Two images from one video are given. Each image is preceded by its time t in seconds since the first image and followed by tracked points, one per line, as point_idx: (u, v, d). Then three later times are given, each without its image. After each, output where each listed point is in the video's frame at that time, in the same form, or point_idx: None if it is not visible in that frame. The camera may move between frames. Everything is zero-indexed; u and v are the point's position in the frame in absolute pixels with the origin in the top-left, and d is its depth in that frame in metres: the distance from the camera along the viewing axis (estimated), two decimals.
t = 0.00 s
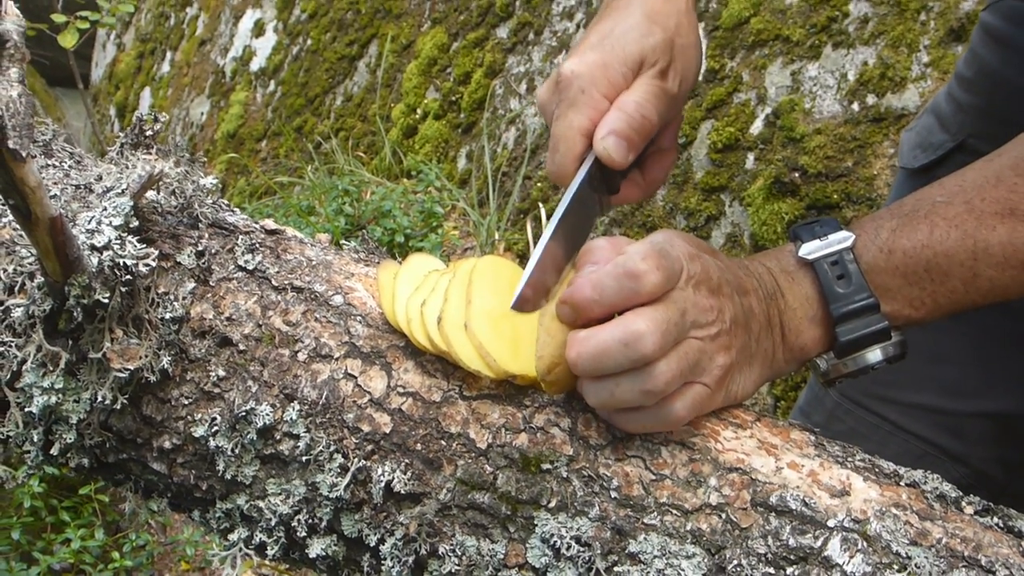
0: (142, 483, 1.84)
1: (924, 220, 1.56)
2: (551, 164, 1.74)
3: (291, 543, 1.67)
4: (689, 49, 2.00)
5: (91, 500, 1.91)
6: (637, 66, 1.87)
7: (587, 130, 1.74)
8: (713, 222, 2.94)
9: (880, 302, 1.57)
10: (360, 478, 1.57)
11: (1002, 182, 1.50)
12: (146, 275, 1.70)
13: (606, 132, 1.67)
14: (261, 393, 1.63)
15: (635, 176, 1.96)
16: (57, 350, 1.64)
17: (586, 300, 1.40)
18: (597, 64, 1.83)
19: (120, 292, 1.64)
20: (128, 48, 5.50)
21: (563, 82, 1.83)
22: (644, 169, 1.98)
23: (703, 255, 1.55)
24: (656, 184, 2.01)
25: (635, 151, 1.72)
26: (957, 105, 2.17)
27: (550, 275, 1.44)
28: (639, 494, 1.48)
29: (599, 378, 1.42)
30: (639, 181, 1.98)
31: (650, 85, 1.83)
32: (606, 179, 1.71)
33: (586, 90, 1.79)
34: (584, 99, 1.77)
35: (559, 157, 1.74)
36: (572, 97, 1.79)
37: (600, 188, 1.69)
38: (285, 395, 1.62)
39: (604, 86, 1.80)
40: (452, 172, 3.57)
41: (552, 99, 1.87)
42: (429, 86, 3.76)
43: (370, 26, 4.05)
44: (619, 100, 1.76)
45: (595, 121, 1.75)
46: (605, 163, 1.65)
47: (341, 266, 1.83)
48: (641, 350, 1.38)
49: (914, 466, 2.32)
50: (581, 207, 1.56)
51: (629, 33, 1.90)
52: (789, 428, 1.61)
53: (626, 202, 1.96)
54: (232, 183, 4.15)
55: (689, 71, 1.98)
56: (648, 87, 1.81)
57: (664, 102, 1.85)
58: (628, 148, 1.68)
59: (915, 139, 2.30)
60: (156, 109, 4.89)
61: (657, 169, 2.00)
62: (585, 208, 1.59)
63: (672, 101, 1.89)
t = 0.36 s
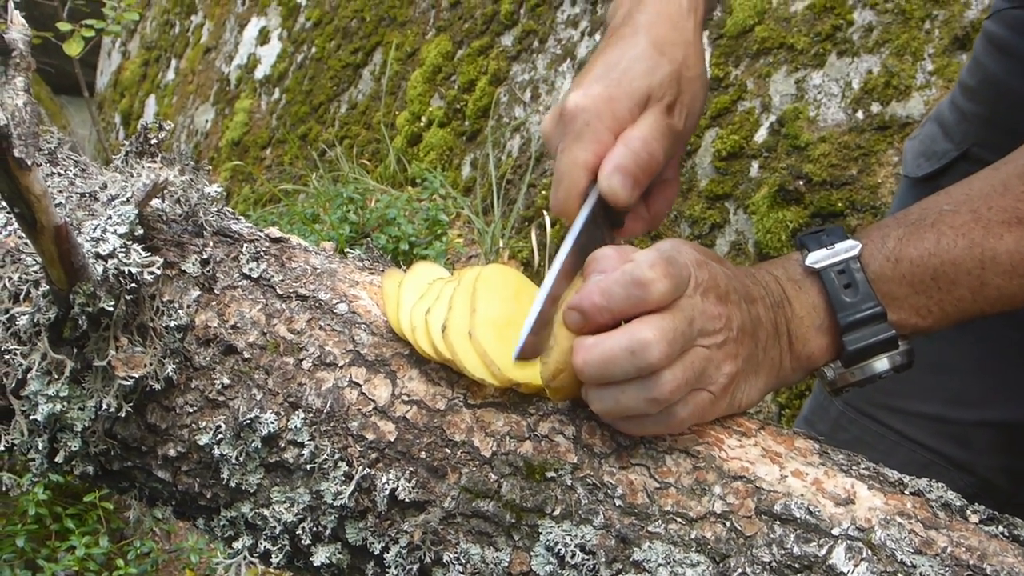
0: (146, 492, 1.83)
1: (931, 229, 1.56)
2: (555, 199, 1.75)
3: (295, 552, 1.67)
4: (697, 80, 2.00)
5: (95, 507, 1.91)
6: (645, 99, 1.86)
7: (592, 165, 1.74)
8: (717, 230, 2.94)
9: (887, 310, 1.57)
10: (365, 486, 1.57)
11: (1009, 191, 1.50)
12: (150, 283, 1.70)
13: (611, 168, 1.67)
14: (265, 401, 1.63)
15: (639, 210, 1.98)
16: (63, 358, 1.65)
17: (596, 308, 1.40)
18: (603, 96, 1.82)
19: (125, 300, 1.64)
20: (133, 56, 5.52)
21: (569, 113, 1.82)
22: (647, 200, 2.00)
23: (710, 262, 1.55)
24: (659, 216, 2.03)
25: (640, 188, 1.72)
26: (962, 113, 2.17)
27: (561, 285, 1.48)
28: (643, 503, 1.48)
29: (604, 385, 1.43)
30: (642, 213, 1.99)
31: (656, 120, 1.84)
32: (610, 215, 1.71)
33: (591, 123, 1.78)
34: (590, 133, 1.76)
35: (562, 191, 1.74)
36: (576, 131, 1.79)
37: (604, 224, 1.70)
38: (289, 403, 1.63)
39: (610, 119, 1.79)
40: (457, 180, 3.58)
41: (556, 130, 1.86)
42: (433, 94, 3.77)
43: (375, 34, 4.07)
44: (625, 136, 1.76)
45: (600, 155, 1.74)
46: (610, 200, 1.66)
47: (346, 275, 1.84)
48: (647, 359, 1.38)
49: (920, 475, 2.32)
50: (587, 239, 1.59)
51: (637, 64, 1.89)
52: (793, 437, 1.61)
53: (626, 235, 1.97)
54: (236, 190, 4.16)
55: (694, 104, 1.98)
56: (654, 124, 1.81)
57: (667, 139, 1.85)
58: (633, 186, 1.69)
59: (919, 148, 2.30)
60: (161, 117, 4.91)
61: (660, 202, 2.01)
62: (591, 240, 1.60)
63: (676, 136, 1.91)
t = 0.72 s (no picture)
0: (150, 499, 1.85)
1: (934, 233, 1.56)
2: (557, 253, 1.72)
3: (299, 559, 1.67)
4: (696, 127, 1.93)
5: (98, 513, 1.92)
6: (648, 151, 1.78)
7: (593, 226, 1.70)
8: (720, 235, 2.95)
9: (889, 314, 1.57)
10: (368, 493, 1.57)
11: (1010, 194, 1.48)
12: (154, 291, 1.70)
13: (614, 225, 1.66)
14: (269, 409, 1.64)
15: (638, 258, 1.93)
16: (66, 366, 1.65)
17: (600, 315, 1.41)
18: (605, 146, 1.74)
19: (128, 307, 1.65)
20: (135, 62, 5.53)
21: (570, 167, 1.75)
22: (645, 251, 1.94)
23: (713, 270, 1.55)
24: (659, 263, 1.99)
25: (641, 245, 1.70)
26: (964, 117, 2.17)
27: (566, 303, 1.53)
28: (647, 509, 1.47)
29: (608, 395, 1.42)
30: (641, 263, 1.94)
31: (659, 175, 1.77)
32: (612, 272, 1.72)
33: (593, 178, 1.71)
34: (593, 190, 1.70)
35: (564, 246, 1.71)
36: (578, 187, 1.73)
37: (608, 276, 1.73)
38: (293, 410, 1.63)
39: (612, 171, 1.73)
40: (460, 185, 3.58)
41: (555, 183, 1.79)
42: (436, 99, 3.78)
43: (377, 39, 4.07)
44: (627, 189, 1.71)
45: (601, 211, 1.70)
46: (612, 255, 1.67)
47: (348, 282, 1.85)
48: (652, 369, 1.38)
49: (923, 480, 2.32)
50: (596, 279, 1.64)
51: (638, 114, 1.80)
52: (797, 443, 1.61)
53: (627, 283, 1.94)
54: (239, 196, 4.16)
55: (694, 153, 1.92)
56: (657, 179, 1.75)
57: (671, 190, 1.81)
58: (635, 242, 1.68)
59: (922, 153, 2.30)
60: (164, 123, 4.91)
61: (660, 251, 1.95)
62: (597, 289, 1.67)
63: (678, 187, 1.84)
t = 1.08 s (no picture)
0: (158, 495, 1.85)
1: (950, 236, 1.55)
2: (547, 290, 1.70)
3: (305, 555, 1.68)
4: (664, 150, 1.97)
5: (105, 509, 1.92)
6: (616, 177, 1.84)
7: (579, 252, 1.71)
8: (726, 232, 2.94)
9: (905, 318, 1.57)
10: (374, 489, 1.57)
11: None
12: (160, 287, 1.71)
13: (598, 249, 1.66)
14: (275, 404, 1.64)
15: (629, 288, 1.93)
16: (72, 362, 1.66)
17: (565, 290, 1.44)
18: (576, 182, 1.79)
19: (134, 304, 1.66)
20: (141, 60, 5.54)
21: (545, 205, 1.77)
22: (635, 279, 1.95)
23: (719, 265, 1.55)
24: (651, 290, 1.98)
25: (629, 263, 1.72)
26: (976, 115, 2.17)
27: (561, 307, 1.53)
28: (653, 505, 1.47)
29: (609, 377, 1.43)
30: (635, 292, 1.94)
31: (632, 196, 1.82)
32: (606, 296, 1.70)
33: (569, 210, 1.74)
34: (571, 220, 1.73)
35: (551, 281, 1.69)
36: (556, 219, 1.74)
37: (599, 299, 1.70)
38: (299, 406, 1.63)
39: (587, 204, 1.77)
40: (465, 182, 3.59)
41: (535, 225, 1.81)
42: (441, 97, 3.77)
43: (383, 36, 4.07)
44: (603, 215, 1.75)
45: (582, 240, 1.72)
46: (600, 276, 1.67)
47: (356, 280, 1.83)
48: (649, 348, 1.38)
49: (932, 476, 2.31)
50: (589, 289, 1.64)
51: (602, 145, 1.86)
52: (804, 439, 1.61)
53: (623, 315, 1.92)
54: (244, 193, 4.16)
55: (665, 173, 1.95)
56: (631, 200, 1.80)
57: (646, 211, 1.84)
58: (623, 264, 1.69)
59: (933, 151, 2.30)
60: (169, 120, 4.92)
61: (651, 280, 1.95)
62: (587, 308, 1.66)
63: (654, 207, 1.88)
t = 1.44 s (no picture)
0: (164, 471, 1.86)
1: (962, 209, 1.56)
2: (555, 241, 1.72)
3: (313, 531, 1.68)
4: (677, 103, 1.95)
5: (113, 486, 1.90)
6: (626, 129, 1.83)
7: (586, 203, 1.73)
8: (735, 209, 2.92)
9: (917, 292, 1.55)
10: (383, 465, 1.57)
11: None
12: (167, 263, 1.70)
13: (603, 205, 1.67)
14: (283, 380, 1.63)
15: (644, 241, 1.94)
16: (80, 337, 1.66)
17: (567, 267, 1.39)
18: (587, 134, 1.79)
19: (142, 279, 1.65)
20: (147, 36, 5.50)
21: (556, 156, 1.79)
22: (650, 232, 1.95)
23: (723, 242, 1.53)
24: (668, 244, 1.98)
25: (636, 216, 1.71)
26: (985, 90, 2.14)
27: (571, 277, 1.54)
28: (662, 482, 1.47)
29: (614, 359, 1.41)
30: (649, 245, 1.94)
31: (642, 148, 1.80)
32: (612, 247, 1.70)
33: (578, 161, 1.75)
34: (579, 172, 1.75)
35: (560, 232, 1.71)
36: (565, 172, 1.76)
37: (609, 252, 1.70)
38: (307, 381, 1.63)
39: (596, 154, 1.77)
40: (472, 159, 3.56)
41: (546, 175, 1.83)
42: (448, 73, 3.74)
43: (390, 12, 4.04)
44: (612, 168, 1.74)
45: (590, 192, 1.74)
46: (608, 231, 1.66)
47: (363, 254, 1.82)
48: (652, 329, 1.37)
49: (940, 453, 2.32)
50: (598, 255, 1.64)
51: (615, 98, 1.86)
52: (814, 416, 1.60)
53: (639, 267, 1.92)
54: (251, 169, 4.14)
55: (679, 125, 1.93)
56: (642, 151, 1.78)
57: (659, 163, 1.81)
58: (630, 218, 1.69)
59: (942, 127, 2.27)
60: (175, 96, 4.89)
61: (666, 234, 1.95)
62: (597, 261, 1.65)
63: (667, 158, 1.85)
